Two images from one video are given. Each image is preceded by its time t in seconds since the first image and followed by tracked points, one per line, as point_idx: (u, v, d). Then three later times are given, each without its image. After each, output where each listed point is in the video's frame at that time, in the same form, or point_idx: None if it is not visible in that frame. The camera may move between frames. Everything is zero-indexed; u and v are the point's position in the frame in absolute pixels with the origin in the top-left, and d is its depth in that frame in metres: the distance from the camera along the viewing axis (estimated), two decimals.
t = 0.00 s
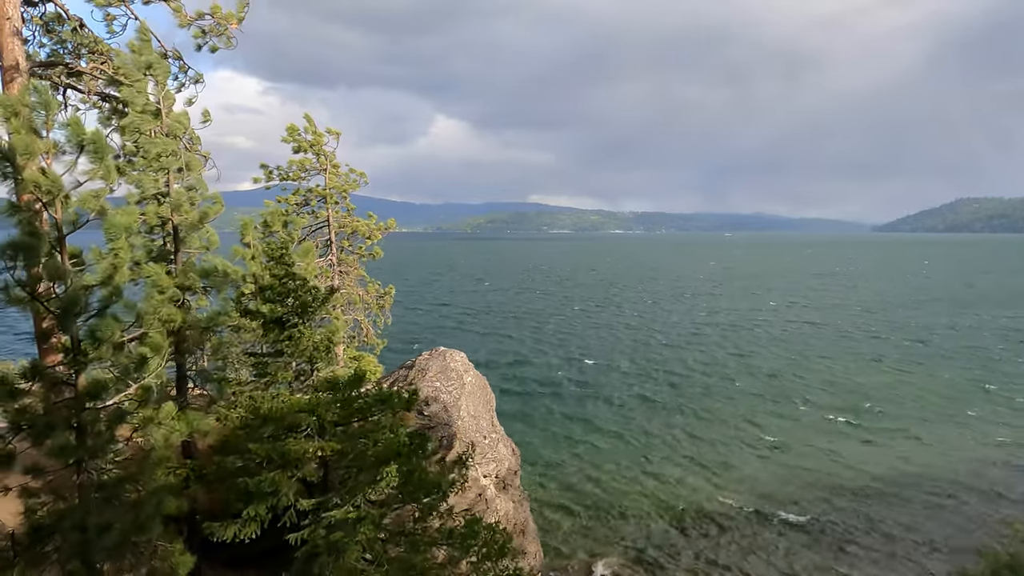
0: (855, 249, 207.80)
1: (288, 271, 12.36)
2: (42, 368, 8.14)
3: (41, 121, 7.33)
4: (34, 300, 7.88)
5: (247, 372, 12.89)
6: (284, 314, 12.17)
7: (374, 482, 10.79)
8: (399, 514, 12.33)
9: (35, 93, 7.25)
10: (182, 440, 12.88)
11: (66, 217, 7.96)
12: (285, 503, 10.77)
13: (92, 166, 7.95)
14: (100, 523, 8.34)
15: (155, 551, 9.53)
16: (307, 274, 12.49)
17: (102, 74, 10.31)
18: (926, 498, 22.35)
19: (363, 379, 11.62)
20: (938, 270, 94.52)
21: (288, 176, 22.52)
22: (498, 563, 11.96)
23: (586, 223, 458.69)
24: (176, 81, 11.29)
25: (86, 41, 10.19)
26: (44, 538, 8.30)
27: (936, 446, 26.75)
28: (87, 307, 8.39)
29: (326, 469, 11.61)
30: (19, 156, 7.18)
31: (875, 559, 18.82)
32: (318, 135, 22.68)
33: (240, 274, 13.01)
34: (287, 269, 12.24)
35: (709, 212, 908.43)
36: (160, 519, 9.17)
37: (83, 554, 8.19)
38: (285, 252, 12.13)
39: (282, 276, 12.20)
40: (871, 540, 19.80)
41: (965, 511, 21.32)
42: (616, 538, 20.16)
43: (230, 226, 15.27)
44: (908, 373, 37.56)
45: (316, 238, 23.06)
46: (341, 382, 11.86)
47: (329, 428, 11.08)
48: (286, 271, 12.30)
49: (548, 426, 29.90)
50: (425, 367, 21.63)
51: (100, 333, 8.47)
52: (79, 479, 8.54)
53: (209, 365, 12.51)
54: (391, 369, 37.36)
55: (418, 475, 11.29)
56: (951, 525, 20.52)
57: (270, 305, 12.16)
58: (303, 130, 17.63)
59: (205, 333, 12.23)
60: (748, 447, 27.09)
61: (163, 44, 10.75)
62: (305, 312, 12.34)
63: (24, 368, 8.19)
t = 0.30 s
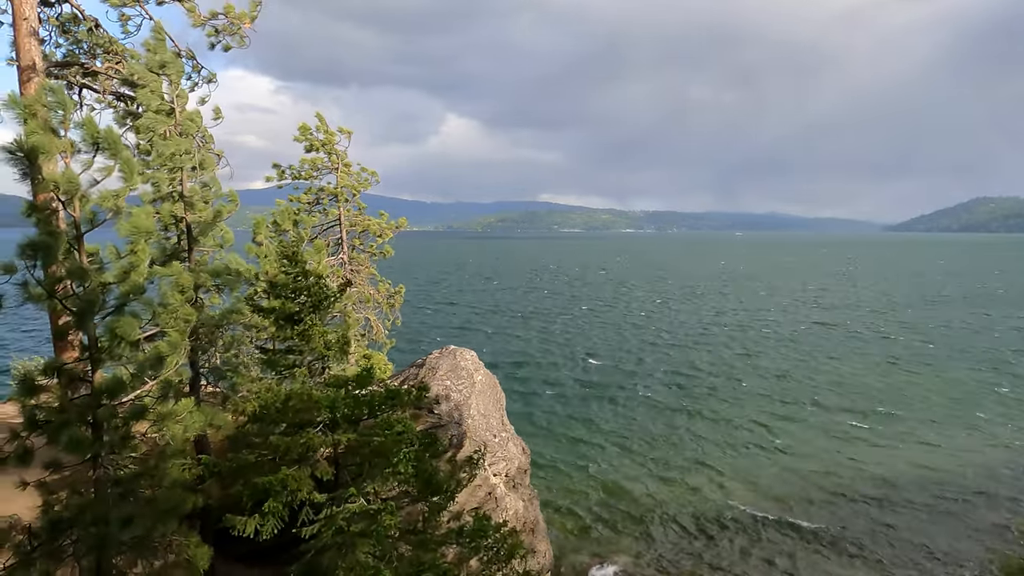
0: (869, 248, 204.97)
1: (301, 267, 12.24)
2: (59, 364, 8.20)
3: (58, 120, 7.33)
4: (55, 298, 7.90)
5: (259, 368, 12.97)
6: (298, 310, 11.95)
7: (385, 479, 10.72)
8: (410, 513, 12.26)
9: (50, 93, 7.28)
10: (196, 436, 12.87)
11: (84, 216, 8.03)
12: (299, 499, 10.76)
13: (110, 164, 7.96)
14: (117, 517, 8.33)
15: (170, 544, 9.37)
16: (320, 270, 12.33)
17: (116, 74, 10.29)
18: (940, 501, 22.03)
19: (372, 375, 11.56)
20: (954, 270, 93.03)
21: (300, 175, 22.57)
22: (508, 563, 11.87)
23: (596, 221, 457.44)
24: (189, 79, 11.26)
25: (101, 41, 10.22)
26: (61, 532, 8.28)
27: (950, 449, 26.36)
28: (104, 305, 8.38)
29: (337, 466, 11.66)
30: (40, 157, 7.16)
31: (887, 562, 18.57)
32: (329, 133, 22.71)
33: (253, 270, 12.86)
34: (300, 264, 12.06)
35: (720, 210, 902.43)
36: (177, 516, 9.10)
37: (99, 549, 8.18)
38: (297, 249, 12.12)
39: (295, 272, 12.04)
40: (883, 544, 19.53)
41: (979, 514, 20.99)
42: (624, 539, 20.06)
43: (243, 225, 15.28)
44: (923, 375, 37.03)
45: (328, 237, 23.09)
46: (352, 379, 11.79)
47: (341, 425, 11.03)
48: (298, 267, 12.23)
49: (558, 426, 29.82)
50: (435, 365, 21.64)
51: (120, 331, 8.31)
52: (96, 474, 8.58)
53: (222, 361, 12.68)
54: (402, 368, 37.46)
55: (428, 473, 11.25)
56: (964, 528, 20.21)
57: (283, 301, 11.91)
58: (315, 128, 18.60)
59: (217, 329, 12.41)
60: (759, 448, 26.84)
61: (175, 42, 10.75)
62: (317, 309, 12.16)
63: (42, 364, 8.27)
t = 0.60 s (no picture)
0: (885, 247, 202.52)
1: (315, 266, 12.59)
2: (80, 359, 8.23)
3: (81, 117, 7.32)
4: (77, 294, 7.95)
5: (271, 365, 13.10)
6: (311, 308, 12.36)
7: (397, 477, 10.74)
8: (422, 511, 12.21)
9: (75, 91, 7.27)
10: (211, 430, 12.97)
11: (104, 213, 8.18)
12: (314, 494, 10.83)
13: (128, 164, 7.92)
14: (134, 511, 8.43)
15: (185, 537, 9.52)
16: (332, 269, 12.67)
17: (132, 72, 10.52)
18: (954, 504, 21.75)
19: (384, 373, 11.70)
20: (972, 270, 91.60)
21: (314, 173, 22.70)
22: (517, 564, 11.82)
23: (607, 219, 455.92)
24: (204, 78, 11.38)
25: (116, 41, 10.49)
26: (79, 525, 8.33)
27: (965, 451, 25.99)
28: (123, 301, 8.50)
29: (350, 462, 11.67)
30: (59, 155, 7.21)
31: (899, 565, 18.40)
32: (343, 132, 22.81)
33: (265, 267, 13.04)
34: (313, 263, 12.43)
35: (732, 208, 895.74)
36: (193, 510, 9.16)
37: (115, 540, 8.30)
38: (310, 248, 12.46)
39: (309, 270, 12.38)
40: (896, 546, 19.35)
41: (993, 518, 20.70)
42: (632, 539, 20.04)
43: (255, 223, 15.32)
44: (939, 376, 36.51)
45: (341, 235, 23.20)
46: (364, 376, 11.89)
47: (353, 422, 11.11)
48: (312, 266, 12.57)
49: (568, 425, 29.81)
50: (447, 363, 21.65)
51: (142, 326, 8.54)
52: (112, 468, 8.70)
53: (235, 359, 12.63)
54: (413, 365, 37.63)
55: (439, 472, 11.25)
56: (979, 532, 19.96)
57: (297, 299, 12.41)
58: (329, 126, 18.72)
59: (232, 327, 12.42)
60: (770, 449, 26.66)
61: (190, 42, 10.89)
62: (330, 307, 12.50)
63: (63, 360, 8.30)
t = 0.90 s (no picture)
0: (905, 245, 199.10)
1: (331, 266, 13.29)
2: (104, 353, 8.45)
3: (107, 117, 7.47)
4: (100, 288, 8.07)
5: (289, 363, 12.97)
6: (328, 307, 13.05)
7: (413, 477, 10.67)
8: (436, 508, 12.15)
9: (103, 92, 7.41)
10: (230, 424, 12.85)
11: (129, 211, 8.25)
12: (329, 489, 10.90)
13: (157, 164, 8.21)
14: (157, 504, 8.41)
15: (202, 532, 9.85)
16: (347, 269, 13.45)
17: (153, 72, 10.74)
18: (976, 509, 21.33)
19: (402, 372, 11.74)
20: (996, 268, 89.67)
21: (332, 171, 22.82)
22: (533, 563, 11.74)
23: (621, 217, 453.09)
24: (224, 76, 11.53)
25: (137, 41, 10.71)
26: (103, 517, 8.48)
27: (988, 454, 25.47)
28: (148, 296, 8.50)
29: (366, 459, 11.63)
30: (89, 153, 7.28)
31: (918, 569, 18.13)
32: (359, 130, 22.88)
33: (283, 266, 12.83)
34: (331, 264, 13.27)
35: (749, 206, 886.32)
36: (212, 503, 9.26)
37: (137, 531, 8.35)
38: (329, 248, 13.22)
39: (325, 270, 13.16)
40: (915, 550, 19.06)
41: (1017, 523, 20.26)
42: (646, 538, 19.96)
43: (272, 220, 15.16)
44: (962, 376, 35.82)
45: (358, 232, 23.29)
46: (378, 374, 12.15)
47: (368, 419, 11.14)
48: (330, 266, 13.28)
49: (583, 424, 29.74)
50: (463, 360, 21.53)
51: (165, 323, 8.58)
52: (135, 462, 8.95)
53: (253, 356, 12.28)
54: (429, 363, 37.75)
55: (455, 471, 11.27)
56: (1001, 537, 19.55)
57: (314, 297, 13.00)
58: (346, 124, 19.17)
59: (250, 324, 12.08)
60: (787, 449, 26.38)
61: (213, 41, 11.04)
62: (347, 303, 13.17)
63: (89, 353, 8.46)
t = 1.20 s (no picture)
0: (924, 242, 195.78)
1: (348, 262, 13.01)
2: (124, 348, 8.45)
3: (130, 117, 7.44)
4: (120, 285, 8.10)
5: (305, 360, 13.21)
6: (344, 302, 12.65)
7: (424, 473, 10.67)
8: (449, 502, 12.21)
9: (127, 91, 7.39)
10: (247, 423, 13.12)
11: (150, 210, 8.10)
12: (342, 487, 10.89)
13: (177, 160, 8.22)
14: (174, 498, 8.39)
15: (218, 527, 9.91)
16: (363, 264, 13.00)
17: (171, 71, 10.78)
18: (998, 512, 20.82)
19: (416, 367, 11.83)
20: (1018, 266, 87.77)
21: (346, 168, 22.81)
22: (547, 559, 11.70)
23: (634, 215, 450.86)
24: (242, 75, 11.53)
25: (155, 41, 10.75)
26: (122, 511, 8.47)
27: (1011, 456, 24.88)
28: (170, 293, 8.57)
29: (380, 456, 11.59)
30: (116, 152, 7.34)
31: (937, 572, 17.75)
32: (373, 127, 22.81)
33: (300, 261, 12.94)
34: (348, 259, 12.91)
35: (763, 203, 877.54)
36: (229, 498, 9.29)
37: (157, 524, 8.39)
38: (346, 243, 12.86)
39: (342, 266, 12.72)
40: (935, 554, 18.66)
41: None
42: (660, 538, 19.80)
43: (287, 220, 15.11)
44: (984, 377, 35.10)
45: (371, 230, 23.24)
46: (393, 370, 12.11)
47: (382, 416, 11.12)
48: (346, 262, 13.00)
49: (596, 422, 29.56)
50: (477, 357, 21.48)
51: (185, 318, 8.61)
52: (154, 457, 8.85)
53: (269, 352, 12.69)
54: (442, 360, 37.72)
55: (469, 466, 11.27)
56: None
57: (330, 293, 12.66)
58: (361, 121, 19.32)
59: (266, 321, 12.47)
60: (805, 450, 26.00)
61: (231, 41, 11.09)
62: (363, 301, 12.78)
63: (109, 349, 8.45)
